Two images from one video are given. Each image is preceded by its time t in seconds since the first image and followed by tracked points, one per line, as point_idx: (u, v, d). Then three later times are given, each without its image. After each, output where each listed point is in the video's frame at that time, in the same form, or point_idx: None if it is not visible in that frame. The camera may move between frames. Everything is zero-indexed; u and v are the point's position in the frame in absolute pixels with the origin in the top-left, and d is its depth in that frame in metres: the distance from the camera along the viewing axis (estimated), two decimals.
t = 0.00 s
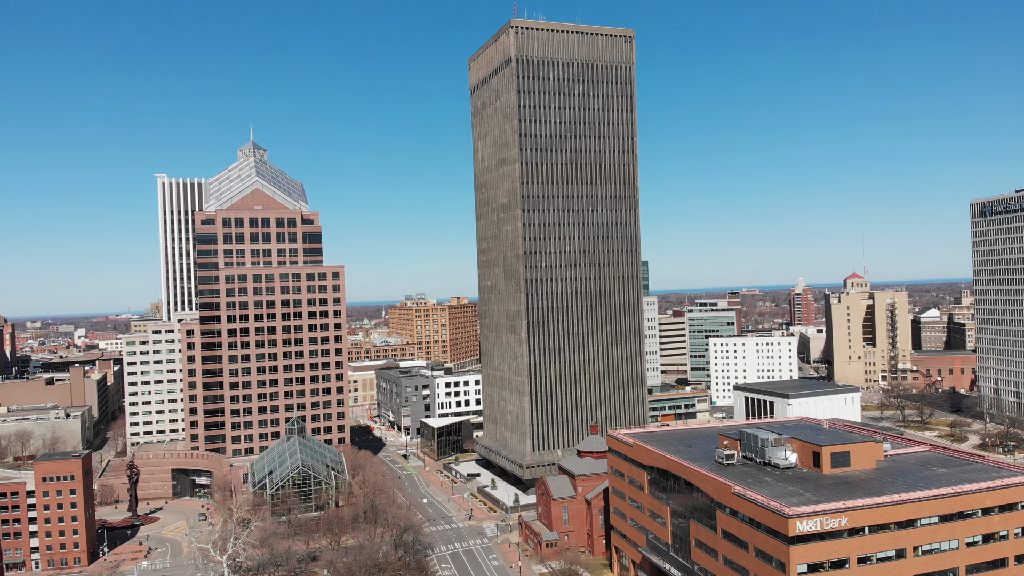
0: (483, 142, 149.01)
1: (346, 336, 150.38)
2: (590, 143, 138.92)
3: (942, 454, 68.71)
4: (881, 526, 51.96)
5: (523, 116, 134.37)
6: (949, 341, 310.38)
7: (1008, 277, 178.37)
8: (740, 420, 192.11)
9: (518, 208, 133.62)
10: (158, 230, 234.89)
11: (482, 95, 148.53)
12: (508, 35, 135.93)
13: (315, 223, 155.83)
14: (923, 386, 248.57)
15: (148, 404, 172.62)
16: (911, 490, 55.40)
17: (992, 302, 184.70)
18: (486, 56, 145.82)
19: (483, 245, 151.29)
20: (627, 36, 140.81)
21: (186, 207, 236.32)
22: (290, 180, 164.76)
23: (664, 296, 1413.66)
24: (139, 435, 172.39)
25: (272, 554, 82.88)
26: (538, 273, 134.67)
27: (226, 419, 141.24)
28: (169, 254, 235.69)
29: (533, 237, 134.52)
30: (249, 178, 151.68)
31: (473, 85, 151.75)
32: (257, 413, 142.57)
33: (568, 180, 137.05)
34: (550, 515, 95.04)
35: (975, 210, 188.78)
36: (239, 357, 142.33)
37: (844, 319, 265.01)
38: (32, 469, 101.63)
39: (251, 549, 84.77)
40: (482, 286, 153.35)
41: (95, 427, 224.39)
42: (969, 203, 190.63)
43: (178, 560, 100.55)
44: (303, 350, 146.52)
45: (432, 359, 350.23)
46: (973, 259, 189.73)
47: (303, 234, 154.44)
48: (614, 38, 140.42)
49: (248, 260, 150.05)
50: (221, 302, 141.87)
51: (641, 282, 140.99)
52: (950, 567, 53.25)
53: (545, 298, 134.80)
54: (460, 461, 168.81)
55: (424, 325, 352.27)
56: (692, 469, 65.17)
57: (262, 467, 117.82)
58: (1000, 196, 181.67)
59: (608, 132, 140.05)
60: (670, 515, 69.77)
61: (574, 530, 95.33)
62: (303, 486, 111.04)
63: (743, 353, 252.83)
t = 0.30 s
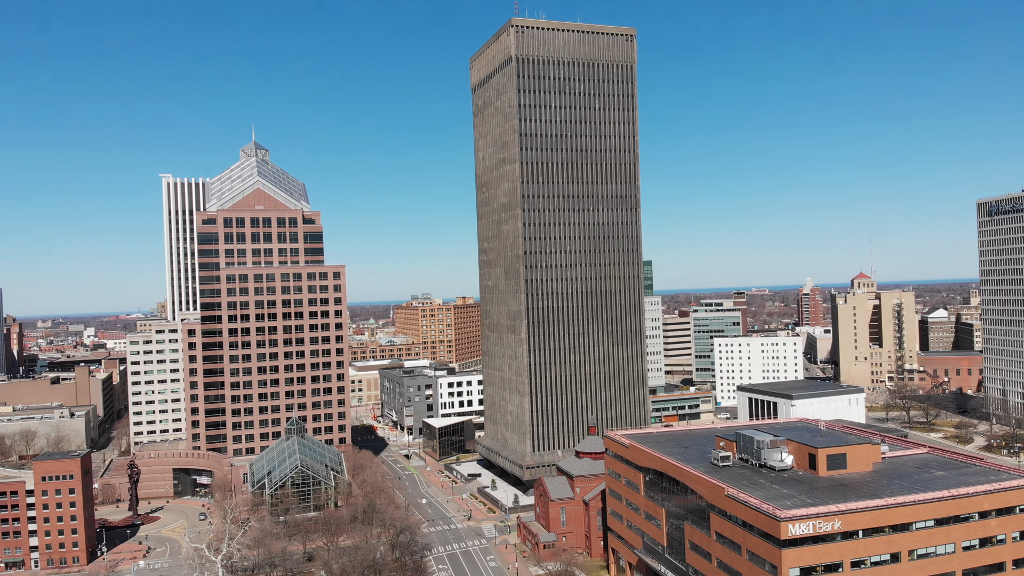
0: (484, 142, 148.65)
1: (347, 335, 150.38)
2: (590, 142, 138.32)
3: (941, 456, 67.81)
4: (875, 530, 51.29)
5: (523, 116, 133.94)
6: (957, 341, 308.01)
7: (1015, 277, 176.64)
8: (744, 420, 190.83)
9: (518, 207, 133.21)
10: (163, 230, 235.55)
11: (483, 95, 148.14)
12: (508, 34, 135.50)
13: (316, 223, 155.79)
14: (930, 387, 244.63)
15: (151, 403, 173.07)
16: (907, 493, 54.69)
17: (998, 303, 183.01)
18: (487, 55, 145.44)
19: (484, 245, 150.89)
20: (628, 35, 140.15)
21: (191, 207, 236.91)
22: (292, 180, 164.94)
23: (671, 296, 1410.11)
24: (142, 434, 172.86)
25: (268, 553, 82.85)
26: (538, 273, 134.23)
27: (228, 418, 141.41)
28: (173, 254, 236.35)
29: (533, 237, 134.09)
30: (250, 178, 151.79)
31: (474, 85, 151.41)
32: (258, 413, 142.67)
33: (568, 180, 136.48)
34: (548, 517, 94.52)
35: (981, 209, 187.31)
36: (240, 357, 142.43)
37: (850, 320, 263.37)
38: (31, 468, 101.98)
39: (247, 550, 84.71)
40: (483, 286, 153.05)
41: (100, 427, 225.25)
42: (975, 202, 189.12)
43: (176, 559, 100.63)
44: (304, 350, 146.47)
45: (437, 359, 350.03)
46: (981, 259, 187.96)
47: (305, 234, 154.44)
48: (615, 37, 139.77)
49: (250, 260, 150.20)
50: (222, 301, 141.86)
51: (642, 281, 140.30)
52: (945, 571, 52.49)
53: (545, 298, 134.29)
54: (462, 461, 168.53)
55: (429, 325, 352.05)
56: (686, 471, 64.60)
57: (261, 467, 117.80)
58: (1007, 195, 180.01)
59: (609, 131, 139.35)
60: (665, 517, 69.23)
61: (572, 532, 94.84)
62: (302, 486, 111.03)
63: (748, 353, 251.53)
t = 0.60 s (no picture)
0: (485, 141, 148.21)
1: (348, 335, 150.32)
2: (592, 141, 137.74)
3: (940, 458, 66.94)
4: (869, 534, 50.65)
5: (524, 115, 133.50)
6: (965, 342, 305.53)
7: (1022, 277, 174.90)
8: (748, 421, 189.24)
9: (518, 207, 132.88)
10: (168, 230, 236.31)
11: (484, 94, 147.71)
12: (509, 33, 135.05)
13: (318, 222, 155.87)
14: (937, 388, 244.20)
15: (155, 403, 173.49)
16: (903, 496, 53.97)
17: (1004, 303, 181.32)
18: (488, 55, 145.07)
19: (485, 244, 150.51)
20: (630, 34, 139.51)
21: (196, 206, 237.56)
22: (294, 180, 165.07)
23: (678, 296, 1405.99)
24: (146, 433, 173.33)
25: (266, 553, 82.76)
26: (538, 272, 133.78)
27: (228, 418, 141.64)
28: (179, 254, 237.04)
29: (534, 237, 133.67)
30: (252, 177, 151.97)
31: (476, 84, 151.08)
32: (259, 412, 142.86)
33: (569, 179, 135.97)
34: (546, 518, 94.12)
35: (988, 209, 185.87)
36: (241, 356, 142.62)
37: (856, 320, 262.05)
38: (31, 467, 102.41)
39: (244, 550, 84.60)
40: (484, 286, 152.65)
41: (105, 425, 226.13)
42: (982, 202, 187.62)
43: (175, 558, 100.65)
44: (305, 350, 146.51)
45: (442, 359, 349.87)
46: (988, 260, 186.30)
47: (306, 234, 154.43)
48: (617, 36, 139.18)
49: (251, 259, 150.30)
50: (223, 301, 142.01)
51: (643, 281, 139.58)
52: None
53: (545, 298, 133.80)
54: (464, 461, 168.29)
55: (435, 325, 351.99)
56: (680, 473, 64.10)
57: (260, 467, 117.80)
58: (1014, 195, 178.49)
59: (611, 130, 138.70)
60: (660, 519, 68.76)
61: (569, 533, 94.47)
62: (301, 486, 111.01)
63: (753, 354, 250.15)
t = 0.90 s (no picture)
0: (485, 141, 147.78)
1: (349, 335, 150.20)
2: (592, 140, 137.05)
3: (939, 461, 66.05)
4: (863, 538, 49.95)
5: (524, 114, 132.98)
6: (973, 343, 303.09)
7: None
8: (751, 422, 187.79)
9: (518, 207, 132.46)
10: (173, 230, 237.13)
11: (485, 93, 147.29)
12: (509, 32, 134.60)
13: (319, 222, 155.96)
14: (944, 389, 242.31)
15: (158, 402, 173.93)
16: (898, 500, 53.21)
17: (1012, 303, 179.68)
18: (489, 54, 144.59)
19: (486, 244, 150.13)
20: (631, 33, 138.76)
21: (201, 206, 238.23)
22: (295, 179, 165.74)
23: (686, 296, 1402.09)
24: (149, 433, 173.82)
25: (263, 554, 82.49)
26: (538, 272, 133.28)
27: (229, 418, 141.79)
28: (183, 254, 237.76)
29: (534, 237, 133.18)
30: (253, 177, 152.75)
31: (477, 84, 150.69)
32: (259, 412, 142.97)
33: (570, 179, 135.40)
34: (544, 519, 93.69)
35: (995, 208, 184.53)
36: (242, 356, 142.73)
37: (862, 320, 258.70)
38: (30, 467, 102.75)
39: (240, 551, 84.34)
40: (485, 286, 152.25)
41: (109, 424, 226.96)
42: (989, 201, 186.17)
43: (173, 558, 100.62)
44: (306, 351, 146.43)
45: (448, 359, 349.70)
46: (995, 259, 184.72)
47: (307, 233, 154.38)
48: (618, 34, 138.47)
49: (252, 259, 150.39)
50: (224, 301, 142.10)
51: (644, 282, 138.86)
52: None
53: (546, 298, 133.29)
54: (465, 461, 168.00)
55: (441, 324, 352.08)
56: (674, 475, 63.50)
57: (259, 467, 117.72)
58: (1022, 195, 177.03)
59: (612, 129, 138.00)
60: (655, 521, 68.15)
61: (567, 535, 93.92)
62: (300, 487, 110.90)
63: (758, 354, 248.44)
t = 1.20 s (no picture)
0: (486, 140, 147.39)
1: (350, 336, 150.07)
2: (593, 140, 136.40)
3: (937, 463, 65.12)
4: (857, 541, 49.26)
5: (524, 114, 132.51)
6: (981, 344, 300.66)
7: None
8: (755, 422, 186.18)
9: (518, 206, 132.08)
10: (178, 230, 237.82)
11: (486, 93, 146.88)
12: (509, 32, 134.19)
13: (321, 222, 156.02)
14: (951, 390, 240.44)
15: (161, 402, 174.32)
16: (893, 503, 52.43)
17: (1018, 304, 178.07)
18: (489, 53, 144.18)
19: (487, 244, 149.75)
20: (632, 32, 137.99)
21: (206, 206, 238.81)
22: (297, 179, 165.16)
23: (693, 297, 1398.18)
24: (152, 433, 174.21)
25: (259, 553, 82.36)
26: (538, 272, 132.78)
27: (230, 418, 141.91)
28: (188, 254, 238.45)
29: (533, 237, 132.66)
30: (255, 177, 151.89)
31: (478, 83, 150.32)
32: (260, 412, 143.05)
33: (570, 179, 134.81)
34: (541, 521, 93.23)
35: (1001, 208, 183.00)
36: (243, 356, 142.85)
37: (869, 320, 257.67)
38: (30, 466, 103.09)
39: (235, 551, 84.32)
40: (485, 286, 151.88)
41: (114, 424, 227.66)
42: (995, 201, 184.63)
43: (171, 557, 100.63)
44: (307, 351, 146.42)
45: (453, 359, 349.55)
46: (1002, 259, 183.17)
47: (308, 233, 154.39)
48: (619, 33, 137.75)
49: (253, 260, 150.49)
50: (225, 301, 142.34)
51: (645, 282, 138.09)
52: None
53: (545, 298, 132.79)
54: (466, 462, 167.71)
55: (446, 324, 352.16)
56: (669, 477, 62.90)
57: (258, 467, 117.66)
58: None
59: (612, 129, 137.29)
60: (650, 523, 67.56)
61: (565, 536, 93.33)
62: (299, 487, 110.96)
63: (763, 354, 247.04)
